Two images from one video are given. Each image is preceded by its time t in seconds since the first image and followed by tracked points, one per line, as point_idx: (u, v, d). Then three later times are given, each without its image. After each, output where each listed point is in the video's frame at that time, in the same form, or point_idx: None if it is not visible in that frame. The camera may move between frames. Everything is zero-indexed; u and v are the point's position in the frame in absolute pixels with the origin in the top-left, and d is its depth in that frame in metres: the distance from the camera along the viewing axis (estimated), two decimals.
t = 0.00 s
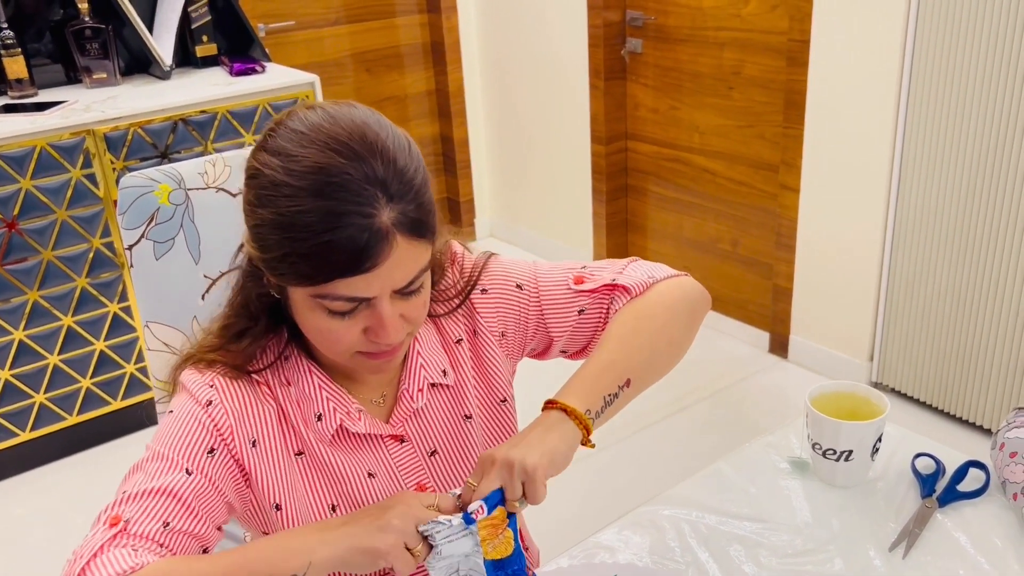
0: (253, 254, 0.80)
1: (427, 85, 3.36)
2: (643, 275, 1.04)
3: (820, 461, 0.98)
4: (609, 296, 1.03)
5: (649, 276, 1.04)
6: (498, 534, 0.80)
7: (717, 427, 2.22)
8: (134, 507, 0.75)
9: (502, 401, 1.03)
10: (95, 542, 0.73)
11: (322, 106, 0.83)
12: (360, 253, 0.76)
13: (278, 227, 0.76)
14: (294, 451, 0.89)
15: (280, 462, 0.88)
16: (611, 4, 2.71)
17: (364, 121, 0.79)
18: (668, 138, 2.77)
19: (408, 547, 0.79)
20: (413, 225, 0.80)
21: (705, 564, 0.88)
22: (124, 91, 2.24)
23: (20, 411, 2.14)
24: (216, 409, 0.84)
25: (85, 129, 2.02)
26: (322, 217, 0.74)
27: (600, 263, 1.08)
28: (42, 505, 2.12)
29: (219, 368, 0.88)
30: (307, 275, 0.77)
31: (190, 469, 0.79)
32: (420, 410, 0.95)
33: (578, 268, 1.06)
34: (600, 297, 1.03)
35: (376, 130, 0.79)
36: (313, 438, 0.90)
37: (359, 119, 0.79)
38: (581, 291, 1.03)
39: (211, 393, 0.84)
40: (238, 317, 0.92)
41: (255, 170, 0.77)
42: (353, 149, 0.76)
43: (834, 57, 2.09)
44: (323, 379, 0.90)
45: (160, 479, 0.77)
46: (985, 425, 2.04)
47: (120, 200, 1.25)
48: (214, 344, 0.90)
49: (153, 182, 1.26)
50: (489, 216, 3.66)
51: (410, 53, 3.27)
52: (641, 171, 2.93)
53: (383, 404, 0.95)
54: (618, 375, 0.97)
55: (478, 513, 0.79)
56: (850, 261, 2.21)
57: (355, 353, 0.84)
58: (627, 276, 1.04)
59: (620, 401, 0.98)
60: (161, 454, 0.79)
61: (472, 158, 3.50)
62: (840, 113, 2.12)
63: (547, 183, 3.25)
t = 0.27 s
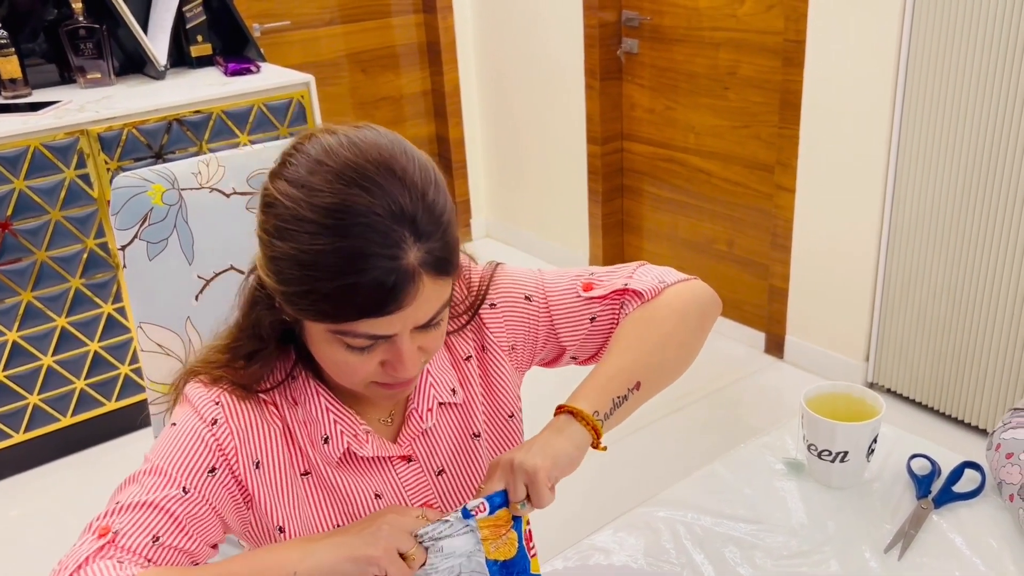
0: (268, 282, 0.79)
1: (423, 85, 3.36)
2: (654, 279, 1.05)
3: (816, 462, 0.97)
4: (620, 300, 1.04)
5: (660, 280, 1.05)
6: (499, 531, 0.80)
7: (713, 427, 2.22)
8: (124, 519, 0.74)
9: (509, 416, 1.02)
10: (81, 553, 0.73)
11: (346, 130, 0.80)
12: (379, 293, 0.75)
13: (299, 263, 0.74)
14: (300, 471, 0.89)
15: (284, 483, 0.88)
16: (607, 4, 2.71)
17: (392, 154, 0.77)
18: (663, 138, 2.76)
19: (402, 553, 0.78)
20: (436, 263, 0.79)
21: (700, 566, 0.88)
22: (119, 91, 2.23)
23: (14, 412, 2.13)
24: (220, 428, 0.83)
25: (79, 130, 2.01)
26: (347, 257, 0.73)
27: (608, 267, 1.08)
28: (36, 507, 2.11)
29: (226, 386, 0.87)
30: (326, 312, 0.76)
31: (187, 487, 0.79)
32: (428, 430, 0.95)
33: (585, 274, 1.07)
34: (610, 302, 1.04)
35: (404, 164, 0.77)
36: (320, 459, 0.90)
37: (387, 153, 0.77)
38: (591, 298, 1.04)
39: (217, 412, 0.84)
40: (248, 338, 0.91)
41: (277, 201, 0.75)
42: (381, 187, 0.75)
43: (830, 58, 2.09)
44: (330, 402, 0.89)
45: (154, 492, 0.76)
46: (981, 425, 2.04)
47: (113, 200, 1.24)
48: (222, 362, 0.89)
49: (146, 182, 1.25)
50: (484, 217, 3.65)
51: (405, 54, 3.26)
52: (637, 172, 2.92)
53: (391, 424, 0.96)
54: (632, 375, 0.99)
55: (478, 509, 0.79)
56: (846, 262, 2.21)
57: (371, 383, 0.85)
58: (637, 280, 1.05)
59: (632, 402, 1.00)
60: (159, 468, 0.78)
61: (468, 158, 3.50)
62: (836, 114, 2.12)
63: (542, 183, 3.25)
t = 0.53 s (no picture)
0: (272, 297, 0.78)
1: (420, 85, 3.35)
2: (653, 266, 1.07)
3: (813, 463, 0.97)
4: (621, 288, 1.05)
5: (659, 266, 1.07)
6: (533, 542, 0.79)
7: (710, 428, 2.22)
8: (111, 515, 0.74)
9: (508, 415, 1.02)
10: (67, 547, 0.73)
11: (357, 145, 0.79)
12: (387, 318, 0.75)
13: (307, 286, 0.74)
14: (298, 474, 0.89)
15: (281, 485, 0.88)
16: (604, 5, 2.71)
17: (404, 174, 0.76)
18: (660, 139, 2.76)
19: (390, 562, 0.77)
20: (444, 286, 0.79)
21: (697, 568, 0.88)
22: (114, 91, 2.23)
23: (9, 413, 2.12)
24: (216, 430, 0.83)
25: (74, 129, 2.01)
26: (356, 284, 0.73)
27: (603, 259, 1.09)
28: (31, 508, 2.11)
29: (223, 392, 0.86)
30: (332, 335, 0.76)
31: (178, 486, 0.78)
32: (428, 435, 0.95)
33: (582, 266, 1.07)
34: (611, 292, 1.05)
35: (415, 186, 0.76)
36: (318, 463, 0.90)
37: (398, 174, 0.76)
38: (591, 289, 1.04)
39: (213, 413, 0.84)
40: (246, 346, 0.89)
41: (285, 220, 0.74)
42: (392, 212, 0.74)
43: (827, 58, 2.09)
44: (330, 407, 0.89)
45: (143, 490, 0.76)
46: (977, 426, 2.04)
47: (108, 201, 1.23)
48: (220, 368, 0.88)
49: (141, 183, 1.24)
50: (481, 217, 3.65)
51: (402, 54, 3.26)
52: (634, 172, 2.92)
53: (390, 430, 0.96)
54: (646, 364, 1.01)
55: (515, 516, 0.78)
56: (843, 262, 2.21)
57: (375, 399, 0.85)
58: (638, 268, 1.06)
59: (649, 390, 1.02)
60: (150, 466, 0.78)
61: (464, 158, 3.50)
62: (833, 115, 2.12)
63: (539, 183, 3.24)
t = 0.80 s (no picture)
0: (262, 279, 0.79)
1: (418, 84, 3.35)
2: (650, 277, 1.07)
3: (811, 464, 0.97)
4: (615, 295, 1.05)
5: (656, 278, 1.08)
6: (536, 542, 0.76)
7: (708, 428, 2.22)
8: (120, 526, 0.74)
9: (501, 411, 1.02)
10: (79, 564, 0.72)
11: (341, 127, 0.80)
12: (373, 292, 0.75)
13: (293, 261, 0.74)
14: (290, 467, 0.88)
15: (274, 479, 0.87)
16: (602, 5, 2.71)
17: (387, 152, 0.77)
18: (658, 139, 2.76)
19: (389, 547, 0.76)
20: (431, 261, 0.78)
21: (696, 569, 0.87)
22: (112, 90, 2.22)
23: (6, 413, 2.12)
24: (207, 427, 0.83)
25: (72, 128, 2.00)
26: (341, 255, 0.73)
27: (602, 268, 1.10)
28: (27, 508, 2.10)
29: (215, 384, 0.86)
30: (319, 310, 0.75)
31: (177, 487, 0.79)
32: (420, 426, 0.94)
33: (581, 273, 1.07)
34: (606, 298, 1.05)
35: (398, 162, 0.77)
36: (310, 453, 0.89)
37: (382, 151, 0.77)
38: (588, 294, 1.04)
39: (203, 411, 0.84)
40: (237, 334, 0.88)
41: (271, 198, 0.75)
42: (376, 185, 0.74)
43: (825, 59, 2.09)
44: (321, 397, 0.88)
45: (145, 496, 0.76)
46: (975, 426, 2.04)
47: (106, 200, 1.23)
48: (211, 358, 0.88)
49: (139, 182, 1.24)
50: (479, 217, 3.65)
51: (400, 54, 3.26)
52: (632, 173, 2.92)
53: (381, 419, 0.94)
54: (645, 369, 1.00)
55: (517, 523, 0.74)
56: (840, 262, 2.21)
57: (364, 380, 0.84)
58: (635, 277, 1.07)
59: (646, 394, 1.01)
60: (147, 471, 0.78)
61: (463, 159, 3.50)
62: (831, 115, 2.12)
63: (537, 183, 3.24)
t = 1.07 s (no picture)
0: (252, 264, 0.79)
1: (418, 84, 3.35)
2: (645, 306, 1.09)
3: (811, 464, 0.97)
4: (612, 317, 1.06)
5: (650, 308, 1.10)
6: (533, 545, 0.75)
7: (707, 428, 2.22)
8: (122, 529, 0.75)
9: (496, 405, 1.03)
10: (85, 567, 0.73)
11: (328, 112, 0.81)
12: (361, 270, 0.75)
13: (281, 241, 0.74)
14: (287, 458, 0.88)
15: (271, 471, 0.87)
16: (602, 5, 2.71)
17: (374, 134, 0.78)
18: (658, 140, 2.76)
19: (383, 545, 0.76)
20: (418, 241, 0.79)
21: (696, 568, 0.87)
22: (112, 89, 2.22)
23: (5, 411, 2.12)
24: (202, 423, 0.82)
25: (72, 127, 2.00)
26: (329, 234, 0.73)
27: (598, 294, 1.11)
28: (26, 507, 2.10)
29: (212, 375, 0.86)
30: (308, 290, 0.76)
31: (175, 487, 0.79)
32: (416, 415, 0.95)
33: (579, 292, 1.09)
34: (602, 318, 1.06)
35: (385, 144, 0.78)
36: (306, 443, 0.89)
37: (368, 133, 0.77)
38: (584, 310, 1.06)
39: (198, 407, 0.83)
40: (233, 322, 0.89)
41: (259, 181, 0.76)
42: (363, 166, 0.75)
43: (825, 60, 2.09)
44: (318, 386, 0.88)
45: (144, 498, 0.76)
46: (973, 427, 2.05)
47: (107, 199, 1.23)
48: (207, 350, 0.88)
49: (139, 181, 1.23)
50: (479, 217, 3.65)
51: (400, 53, 3.26)
52: (632, 172, 2.93)
53: (377, 408, 0.95)
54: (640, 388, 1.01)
55: (513, 526, 0.73)
56: (839, 263, 2.21)
57: (357, 364, 0.84)
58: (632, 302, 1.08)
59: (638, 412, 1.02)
60: (145, 473, 0.78)
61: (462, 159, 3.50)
62: (830, 116, 2.12)
63: (536, 184, 3.25)
